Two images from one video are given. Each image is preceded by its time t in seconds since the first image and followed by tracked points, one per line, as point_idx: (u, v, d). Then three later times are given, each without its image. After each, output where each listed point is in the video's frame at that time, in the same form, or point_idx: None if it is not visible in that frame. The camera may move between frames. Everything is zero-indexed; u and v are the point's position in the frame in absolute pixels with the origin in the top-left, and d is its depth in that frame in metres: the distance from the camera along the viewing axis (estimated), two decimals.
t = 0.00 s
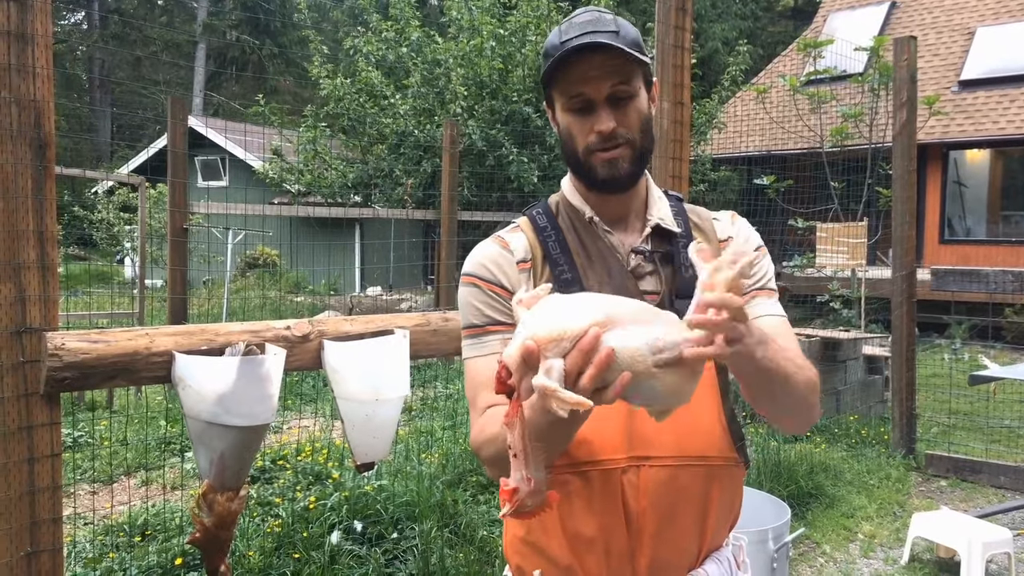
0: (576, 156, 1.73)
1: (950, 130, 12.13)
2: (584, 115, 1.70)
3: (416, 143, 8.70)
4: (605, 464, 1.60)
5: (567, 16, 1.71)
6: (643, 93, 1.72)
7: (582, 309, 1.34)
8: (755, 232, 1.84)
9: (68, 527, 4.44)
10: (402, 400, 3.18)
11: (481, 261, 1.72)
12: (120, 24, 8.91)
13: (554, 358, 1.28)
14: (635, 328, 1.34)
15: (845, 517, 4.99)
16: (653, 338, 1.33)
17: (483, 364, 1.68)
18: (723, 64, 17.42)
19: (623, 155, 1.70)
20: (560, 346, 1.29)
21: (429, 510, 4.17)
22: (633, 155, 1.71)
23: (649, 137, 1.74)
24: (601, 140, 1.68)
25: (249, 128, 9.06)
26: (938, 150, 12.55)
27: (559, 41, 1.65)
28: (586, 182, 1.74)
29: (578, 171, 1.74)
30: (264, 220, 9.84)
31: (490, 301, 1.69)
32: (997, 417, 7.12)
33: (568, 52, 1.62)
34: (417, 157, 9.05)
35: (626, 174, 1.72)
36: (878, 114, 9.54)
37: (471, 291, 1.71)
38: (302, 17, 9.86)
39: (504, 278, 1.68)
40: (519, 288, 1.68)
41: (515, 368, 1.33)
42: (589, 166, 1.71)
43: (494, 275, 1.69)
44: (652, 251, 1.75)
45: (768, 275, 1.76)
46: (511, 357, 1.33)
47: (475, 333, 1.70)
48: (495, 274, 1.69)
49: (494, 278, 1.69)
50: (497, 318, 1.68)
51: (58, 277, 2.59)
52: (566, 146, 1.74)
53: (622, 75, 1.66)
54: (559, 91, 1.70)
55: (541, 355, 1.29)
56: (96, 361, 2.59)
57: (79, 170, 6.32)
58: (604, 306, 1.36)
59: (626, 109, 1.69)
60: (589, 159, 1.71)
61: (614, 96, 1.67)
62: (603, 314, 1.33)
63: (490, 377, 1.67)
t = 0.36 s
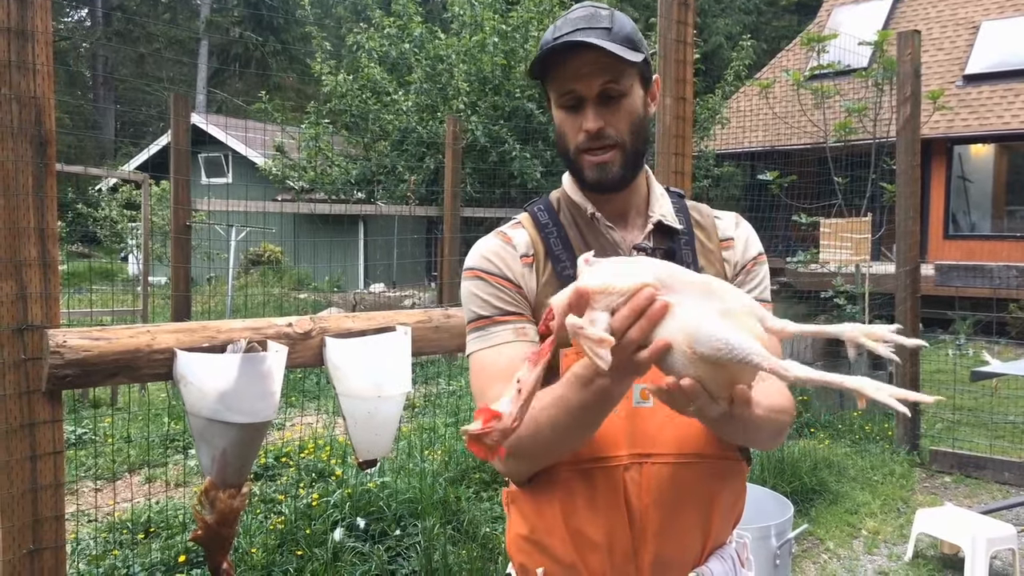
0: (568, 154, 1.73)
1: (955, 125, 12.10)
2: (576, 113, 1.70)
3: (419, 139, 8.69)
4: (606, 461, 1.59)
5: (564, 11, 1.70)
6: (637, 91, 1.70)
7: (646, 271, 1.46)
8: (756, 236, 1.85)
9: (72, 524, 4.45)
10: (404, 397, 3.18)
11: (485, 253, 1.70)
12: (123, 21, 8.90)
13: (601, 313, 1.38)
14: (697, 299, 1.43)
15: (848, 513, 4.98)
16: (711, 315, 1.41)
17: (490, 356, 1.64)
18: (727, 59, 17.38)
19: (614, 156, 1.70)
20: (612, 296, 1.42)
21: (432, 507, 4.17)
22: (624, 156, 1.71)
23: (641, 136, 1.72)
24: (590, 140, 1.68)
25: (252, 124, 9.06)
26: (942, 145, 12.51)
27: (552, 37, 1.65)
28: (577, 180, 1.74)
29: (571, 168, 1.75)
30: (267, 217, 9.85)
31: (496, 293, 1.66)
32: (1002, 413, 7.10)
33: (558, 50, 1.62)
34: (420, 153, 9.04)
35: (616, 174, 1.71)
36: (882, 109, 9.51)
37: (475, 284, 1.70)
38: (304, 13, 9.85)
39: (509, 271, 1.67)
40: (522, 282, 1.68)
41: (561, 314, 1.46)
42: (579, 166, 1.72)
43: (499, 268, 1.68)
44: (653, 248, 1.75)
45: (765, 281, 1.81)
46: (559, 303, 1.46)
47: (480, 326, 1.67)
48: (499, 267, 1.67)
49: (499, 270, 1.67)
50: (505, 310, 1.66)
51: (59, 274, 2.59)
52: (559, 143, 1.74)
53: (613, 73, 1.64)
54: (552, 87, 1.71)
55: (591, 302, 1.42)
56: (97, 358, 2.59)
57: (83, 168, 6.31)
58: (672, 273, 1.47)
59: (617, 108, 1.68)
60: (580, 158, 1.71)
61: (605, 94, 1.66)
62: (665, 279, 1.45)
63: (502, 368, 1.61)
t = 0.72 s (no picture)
0: (576, 158, 1.74)
1: (960, 126, 12.08)
2: (582, 117, 1.71)
3: (423, 141, 8.70)
4: (607, 463, 1.60)
5: (568, 12, 1.70)
6: (643, 93, 1.70)
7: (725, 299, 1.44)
8: (767, 238, 1.88)
9: (77, 526, 4.47)
10: (409, 398, 3.19)
11: (490, 255, 1.71)
12: (128, 25, 8.93)
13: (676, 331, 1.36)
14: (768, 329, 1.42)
15: (853, 514, 4.97)
16: (789, 351, 1.36)
17: (496, 358, 1.63)
18: (730, 60, 17.38)
19: (620, 160, 1.71)
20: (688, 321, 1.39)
21: (436, 508, 4.17)
22: (632, 159, 1.72)
23: (648, 138, 1.73)
24: (598, 144, 1.69)
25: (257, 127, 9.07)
26: (946, 146, 12.49)
27: (557, 41, 1.65)
28: (586, 183, 1.75)
29: (579, 171, 1.76)
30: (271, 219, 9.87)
31: (500, 294, 1.67)
32: (1008, 414, 7.08)
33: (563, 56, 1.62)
34: (424, 155, 9.05)
35: (624, 177, 1.72)
36: (886, 109, 9.50)
37: (479, 286, 1.70)
38: (308, 16, 9.87)
39: (513, 273, 1.68)
40: (525, 282, 1.68)
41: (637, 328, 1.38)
42: (588, 168, 1.73)
43: (503, 270, 1.68)
44: (660, 250, 1.76)
45: (772, 285, 1.85)
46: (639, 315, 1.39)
47: (483, 326, 1.67)
48: (503, 268, 1.68)
49: (503, 271, 1.68)
50: (510, 312, 1.65)
51: (63, 277, 2.60)
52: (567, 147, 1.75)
53: (618, 78, 1.64)
54: (558, 91, 1.71)
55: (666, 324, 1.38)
56: (101, 360, 2.60)
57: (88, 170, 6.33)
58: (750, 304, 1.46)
59: (625, 112, 1.69)
60: (588, 161, 1.72)
61: (612, 98, 1.66)
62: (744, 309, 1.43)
63: (503, 373, 1.61)
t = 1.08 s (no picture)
0: (593, 162, 1.73)
1: (960, 126, 12.09)
2: (604, 121, 1.69)
3: (423, 142, 8.70)
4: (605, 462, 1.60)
5: (586, 15, 1.71)
6: (661, 98, 1.72)
7: (760, 297, 1.55)
8: (767, 242, 1.89)
9: (77, 528, 4.47)
10: (408, 400, 3.20)
11: (488, 257, 1.71)
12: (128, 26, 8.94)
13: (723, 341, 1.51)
14: (806, 308, 1.53)
15: (854, 516, 4.97)
16: (837, 324, 1.47)
17: (466, 361, 1.69)
18: (731, 61, 17.38)
19: (641, 164, 1.71)
20: (733, 322, 1.52)
21: (436, 510, 4.17)
22: (651, 163, 1.72)
23: (665, 145, 1.75)
24: (621, 149, 1.69)
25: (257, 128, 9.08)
26: (947, 146, 12.50)
27: (580, 44, 1.65)
28: (599, 185, 1.74)
29: (593, 174, 1.75)
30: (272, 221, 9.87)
31: (491, 298, 1.68)
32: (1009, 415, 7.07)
33: (592, 58, 1.61)
34: (424, 156, 9.05)
35: (643, 182, 1.73)
36: (886, 110, 9.49)
37: (473, 287, 1.71)
38: (308, 18, 9.87)
39: (509, 275, 1.69)
40: (521, 285, 1.68)
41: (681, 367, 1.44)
42: (606, 171, 1.71)
43: (499, 272, 1.69)
44: (661, 252, 1.76)
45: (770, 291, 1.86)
46: (678, 346, 1.46)
47: (469, 328, 1.70)
48: (499, 270, 1.69)
49: (497, 274, 1.69)
50: (490, 319, 1.67)
51: (63, 279, 2.60)
52: (583, 149, 1.74)
53: (644, 82, 1.66)
54: (579, 96, 1.69)
55: (713, 335, 1.50)
56: (102, 363, 2.60)
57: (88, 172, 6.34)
58: (782, 294, 1.58)
59: (646, 117, 1.69)
60: (607, 165, 1.71)
61: (636, 103, 1.67)
62: (779, 302, 1.54)
63: (476, 377, 1.67)
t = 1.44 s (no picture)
0: (598, 158, 1.73)
1: (959, 128, 12.11)
2: (609, 117, 1.70)
3: (423, 145, 8.70)
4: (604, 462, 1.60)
5: (597, 11, 1.72)
6: (665, 98, 1.74)
7: (736, 303, 1.54)
8: (761, 245, 1.90)
9: (75, 531, 4.47)
10: (407, 402, 3.20)
11: (486, 258, 1.72)
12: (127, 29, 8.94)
13: (700, 354, 1.50)
14: (783, 312, 1.51)
15: (853, 518, 4.97)
16: (811, 330, 1.45)
17: (466, 363, 1.69)
18: (730, 63, 17.38)
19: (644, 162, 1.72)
20: (708, 333, 1.51)
21: (434, 512, 4.17)
22: (655, 162, 1.73)
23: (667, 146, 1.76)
24: (628, 144, 1.69)
25: (257, 131, 9.08)
26: (946, 148, 12.54)
27: (591, 37, 1.65)
28: (602, 183, 1.75)
29: (595, 171, 1.75)
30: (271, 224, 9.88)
31: (490, 302, 1.68)
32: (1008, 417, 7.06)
33: (604, 50, 1.62)
34: (423, 159, 9.05)
35: (648, 182, 1.74)
36: (885, 112, 9.50)
37: (473, 289, 1.71)
38: (308, 21, 9.87)
39: (508, 277, 1.69)
40: (521, 287, 1.69)
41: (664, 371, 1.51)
42: (611, 168, 1.72)
43: (499, 274, 1.70)
44: (660, 254, 1.76)
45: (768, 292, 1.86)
46: (661, 354, 1.52)
47: (469, 330, 1.70)
48: (499, 272, 1.70)
49: (497, 276, 1.69)
50: (491, 321, 1.68)
51: (62, 281, 2.61)
52: (588, 145, 1.74)
53: (652, 79, 1.68)
54: (588, 89, 1.69)
55: (690, 344, 1.51)
56: (100, 366, 2.61)
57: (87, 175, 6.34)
58: (762, 298, 1.56)
59: (652, 116, 1.71)
60: (612, 161, 1.71)
61: (644, 100, 1.69)
62: (756, 306, 1.53)
63: (478, 379, 1.67)
